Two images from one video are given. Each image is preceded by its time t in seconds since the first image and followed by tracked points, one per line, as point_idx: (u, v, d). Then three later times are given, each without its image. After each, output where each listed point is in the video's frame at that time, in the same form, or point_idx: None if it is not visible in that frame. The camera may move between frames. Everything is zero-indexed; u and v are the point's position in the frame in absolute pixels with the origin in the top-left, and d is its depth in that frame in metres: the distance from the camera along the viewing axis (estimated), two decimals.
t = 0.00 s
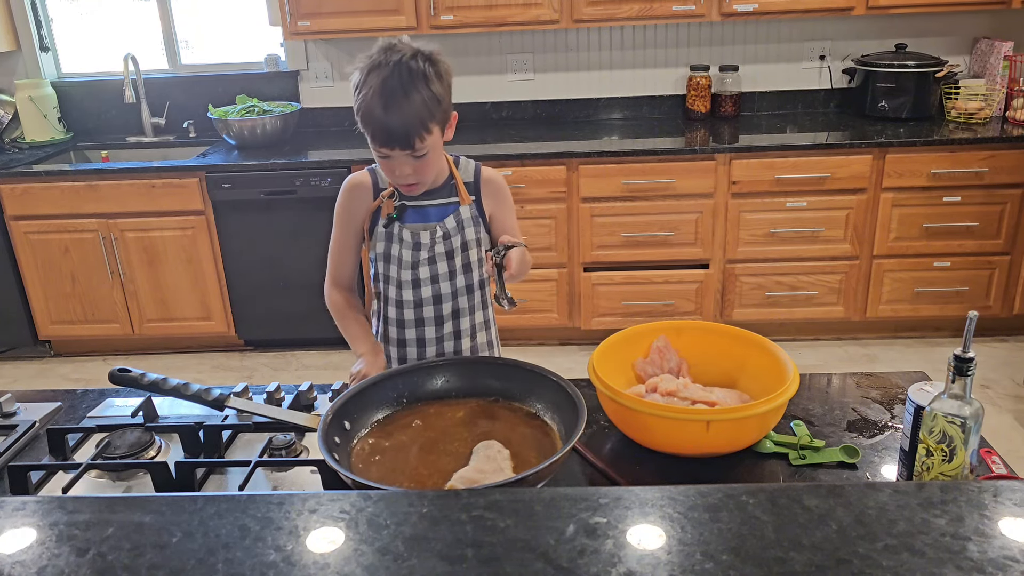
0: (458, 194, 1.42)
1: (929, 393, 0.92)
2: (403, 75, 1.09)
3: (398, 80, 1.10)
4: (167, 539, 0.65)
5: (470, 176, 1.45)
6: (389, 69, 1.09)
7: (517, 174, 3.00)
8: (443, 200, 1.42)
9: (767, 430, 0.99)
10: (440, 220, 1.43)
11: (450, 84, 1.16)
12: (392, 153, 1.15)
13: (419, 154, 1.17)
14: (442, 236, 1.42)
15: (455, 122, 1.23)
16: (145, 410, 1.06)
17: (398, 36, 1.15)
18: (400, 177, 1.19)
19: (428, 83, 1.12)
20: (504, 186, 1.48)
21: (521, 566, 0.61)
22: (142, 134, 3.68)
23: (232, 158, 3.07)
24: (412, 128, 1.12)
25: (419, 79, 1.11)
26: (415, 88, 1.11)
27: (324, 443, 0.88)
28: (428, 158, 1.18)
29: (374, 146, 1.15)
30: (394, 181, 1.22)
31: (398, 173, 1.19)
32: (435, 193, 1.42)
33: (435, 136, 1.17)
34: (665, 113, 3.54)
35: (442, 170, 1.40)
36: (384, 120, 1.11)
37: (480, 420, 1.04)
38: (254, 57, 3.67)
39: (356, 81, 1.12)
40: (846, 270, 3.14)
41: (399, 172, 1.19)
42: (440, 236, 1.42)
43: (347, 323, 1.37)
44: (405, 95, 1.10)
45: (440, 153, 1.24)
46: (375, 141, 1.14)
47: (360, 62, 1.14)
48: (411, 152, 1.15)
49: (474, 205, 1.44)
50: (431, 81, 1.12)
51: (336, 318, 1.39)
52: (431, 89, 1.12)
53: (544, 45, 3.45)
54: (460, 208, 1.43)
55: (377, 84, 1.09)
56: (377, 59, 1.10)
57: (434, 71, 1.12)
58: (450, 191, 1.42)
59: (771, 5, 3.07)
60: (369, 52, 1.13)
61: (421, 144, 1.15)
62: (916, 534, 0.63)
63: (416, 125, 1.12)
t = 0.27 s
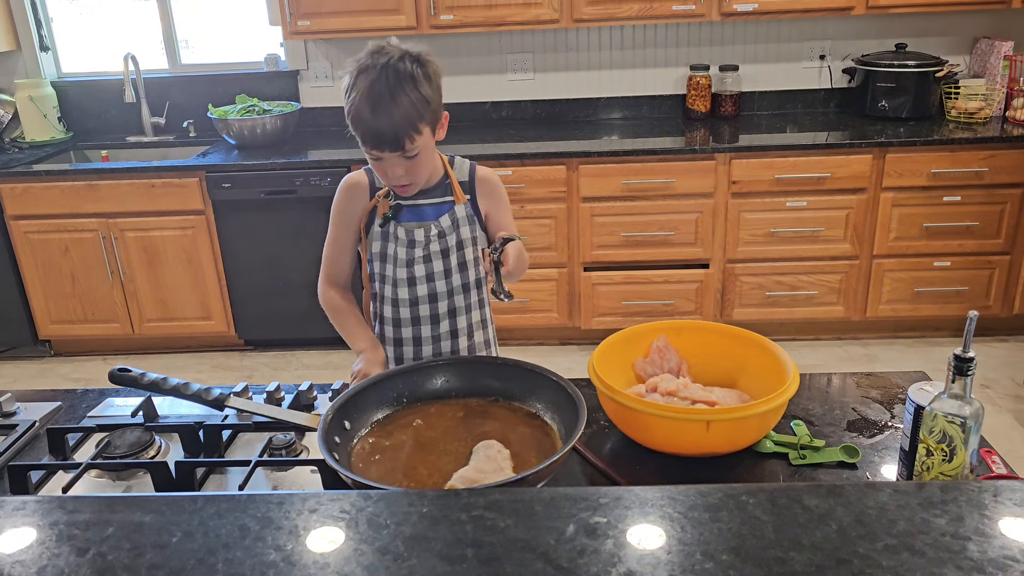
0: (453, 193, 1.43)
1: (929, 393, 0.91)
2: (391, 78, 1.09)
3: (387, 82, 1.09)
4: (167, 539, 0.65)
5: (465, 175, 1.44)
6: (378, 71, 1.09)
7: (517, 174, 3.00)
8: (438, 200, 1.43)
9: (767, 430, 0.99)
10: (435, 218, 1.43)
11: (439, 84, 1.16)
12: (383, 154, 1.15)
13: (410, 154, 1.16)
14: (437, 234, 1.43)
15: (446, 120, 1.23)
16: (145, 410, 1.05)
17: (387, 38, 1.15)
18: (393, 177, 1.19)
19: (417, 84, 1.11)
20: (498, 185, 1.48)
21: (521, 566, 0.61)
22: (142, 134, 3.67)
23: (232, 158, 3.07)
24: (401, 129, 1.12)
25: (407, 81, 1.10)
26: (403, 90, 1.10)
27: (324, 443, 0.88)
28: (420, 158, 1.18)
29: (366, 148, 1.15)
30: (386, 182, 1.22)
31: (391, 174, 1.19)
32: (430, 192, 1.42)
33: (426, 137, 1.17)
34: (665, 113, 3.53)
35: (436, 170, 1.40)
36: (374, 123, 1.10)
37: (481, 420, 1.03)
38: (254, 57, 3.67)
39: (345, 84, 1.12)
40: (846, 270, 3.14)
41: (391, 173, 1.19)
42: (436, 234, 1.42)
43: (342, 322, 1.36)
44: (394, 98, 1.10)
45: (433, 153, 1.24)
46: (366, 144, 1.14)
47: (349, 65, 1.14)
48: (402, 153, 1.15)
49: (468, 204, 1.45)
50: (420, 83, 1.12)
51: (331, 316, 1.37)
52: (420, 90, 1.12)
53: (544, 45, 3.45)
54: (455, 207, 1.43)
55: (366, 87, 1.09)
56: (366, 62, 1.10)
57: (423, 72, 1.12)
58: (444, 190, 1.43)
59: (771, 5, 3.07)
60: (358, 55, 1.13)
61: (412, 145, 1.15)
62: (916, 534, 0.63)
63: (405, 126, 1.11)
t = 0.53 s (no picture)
0: (448, 192, 1.43)
1: (929, 393, 0.92)
2: (387, 80, 1.09)
3: (383, 85, 1.10)
4: (167, 539, 0.65)
5: (460, 175, 1.44)
6: (373, 74, 1.09)
7: (517, 174, 3.00)
8: (434, 199, 1.43)
9: (768, 430, 0.99)
10: (432, 217, 1.43)
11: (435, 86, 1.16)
12: (379, 157, 1.15)
13: (408, 156, 1.16)
14: (433, 233, 1.43)
15: (442, 122, 1.23)
16: (145, 410, 1.06)
17: (382, 41, 1.15)
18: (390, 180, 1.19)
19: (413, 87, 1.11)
20: (494, 184, 1.48)
21: (521, 566, 0.61)
22: (142, 134, 3.67)
23: (232, 158, 3.07)
24: (397, 132, 1.12)
25: (403, 84, 1.11)
26: (399, 93, 1.10)
27: (324, 443, 0.88)
28: (416, 160, 1.18)
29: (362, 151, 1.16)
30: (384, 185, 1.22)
31: (387, 176, 1.19)
32: (425, 192, 1.42)
33: (422, 139, 1.17)
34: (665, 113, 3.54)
35: (432, 169, 1.40)
36: (370, 126, 1.10)
37: (481, 420, 1.04)
38: (254, 57, 3.67)
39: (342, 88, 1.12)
40: (846, 270, 3.14)
41: (388, 175, 1.19)
42: (432, 233, 1.42)
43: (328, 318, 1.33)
44: (389, 100, 1.10)
45: (429, 154, 1.24)
46: (362, 147, 1.14)
47: (346, 69, 1.14)
48: (398, 156, 1.15)
49: (464, 203, 1.45)
50: (416, 85, 1.12)
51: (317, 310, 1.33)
52: (416, 91, 1.12)
53: (544, 45, 3.45)
54: (451, 206, 1.43)
55: (361, 90, 1.09)
56: (362, 65, 1.10)
57: (419, 74, 1.12)
58: (440, 189, 1.43)
59: (771, 5, 3.07)
60: (354, 58, 1.13)
61: (408, 148, 1.15)
62: (916, 534, 0.63)
63: (402, 128, 1.12)
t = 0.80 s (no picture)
0: (446, 193, 1.42)
1: (930, 393, 0.91)
2: (379, 86, 1.08)
3: (375, 91, 1.08)
4: (167, 539, 0.65)
5: (457, 175, 1.44)
6: (366, 79, 1.08)
7: (517, 174, 3.00)
8: (431, 199, 1.42)
9: (768, 430, 0.99)
10: (429, 217, 1.42)
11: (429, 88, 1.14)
12: (373, 160, 1.15)
13: (400, 160, 1.16)
14: (430, 233, 1.42)
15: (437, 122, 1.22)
16: (145, 410, 1.05)
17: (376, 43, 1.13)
18: (384, 181, 1.19)
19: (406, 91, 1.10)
20: (491, 183, 1.47)
21: (521, 566, 0.61)
22: (142, 134, 3.67)
23: (232, 158, 3.07)
24: (390, 137, 1.11)
25: (395, 89, 1.09)
26: (392, 99, 1.09)
27: (324, 443, 0.88)
28: (410, 162, 1.18)
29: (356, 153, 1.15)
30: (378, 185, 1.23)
31: (382, 178, 1.19)
32: (422, 192, 1.41)
33: (416, 141, 1.16)
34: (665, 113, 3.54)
35: (429, 170, 1.39)
36: (363, 131, 1.10)
37: (481, 420, 1.04)
38: (254, 57, 3.67)
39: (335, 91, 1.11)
40: (846, 270, 3.14)
41: (382, 177, 1.19)
42: (429, 233, 1.42)
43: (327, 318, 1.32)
44: (382, 106, 1.09)
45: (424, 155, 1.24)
46: (356, 149, 1.14)
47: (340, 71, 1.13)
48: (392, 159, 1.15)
49: (461, 203, 1.44)
50: (409, 90, 1.10)
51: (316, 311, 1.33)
52: (409, 97, 1.10)
53: (544, 45, 3.45)
54: (448, 206, 1.43)
55: (354, 95, 1.08)
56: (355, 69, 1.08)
57: (412, 79, 1.10)
58: (437, 189, 1.42)
59: (771, 5, 3.07)
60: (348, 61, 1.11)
61: (402, 151, 1.15)
62: (916, 534, 0.63)
63: (394, 133, 1.11)
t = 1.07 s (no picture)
0: (441, 191, 1.42)
1: (929, 393, 0.92)
2: (361, 90, 1.08)
3: (357, 95, 1.08)
4: (167, 539, 0.65)
5: (453, 174, 1.44)
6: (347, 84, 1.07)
7: (517, 174, 3.00)
8: (426, 198, 1.42)
9: (768, 430, 0.99)
10: (425, 216, 1.42)
11: (415, 91, 1.13)
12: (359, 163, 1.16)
13: (386, 162, 1.16)
14: (425, 232, 1.42)
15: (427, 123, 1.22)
16: (145, 410, 1.06)
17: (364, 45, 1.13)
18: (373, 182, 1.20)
19: (388, 95, 1.09)
20: (487, 182, 1.47)
21: (521, 566, 0.61)
22: (142, 134, 3.67)
23: (232, 158, 3.07)
24: (373, 140, 1.11)
25: (377, 93, 1.09)
26: (374, 102, 1.09)
27: (324, 443, 0.88)
28: (398, 163, 1.18)
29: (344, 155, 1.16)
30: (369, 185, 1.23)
31: (370, 178, 1.20)
32: (417, 191, 1.41)
33: (402, 143, 1.16)
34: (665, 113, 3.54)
35: (423, 168, 1.40)
36: (346, 134, 1.10)
37: (482, 420, 1.04)
38: (253, 57, 3.67)
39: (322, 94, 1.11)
40: (846, 270, 3.14)
41: (371, 177, 1.20)
42: (424, 232, 1.42)
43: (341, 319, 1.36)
44: (364, 109, 1.08)
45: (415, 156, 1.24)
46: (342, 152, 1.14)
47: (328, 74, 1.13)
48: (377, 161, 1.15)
49: (456, 202, 1.44)
50: (392, 93, 1.10)
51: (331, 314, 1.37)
52: (391, 101, 1.10)
53: (544, 45, 3.45)
54: (443, 205, 1.43)
55: (337, 99, 1.08)
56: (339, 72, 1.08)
57: (395, 82, 1.10)
58: (433, 188, 1.42)
59: (771, 5, 3.07)
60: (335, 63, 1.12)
61: (387, 154, 1.15)
62: (916, 534, 0.63)
63: (377, 136, 1.11)
